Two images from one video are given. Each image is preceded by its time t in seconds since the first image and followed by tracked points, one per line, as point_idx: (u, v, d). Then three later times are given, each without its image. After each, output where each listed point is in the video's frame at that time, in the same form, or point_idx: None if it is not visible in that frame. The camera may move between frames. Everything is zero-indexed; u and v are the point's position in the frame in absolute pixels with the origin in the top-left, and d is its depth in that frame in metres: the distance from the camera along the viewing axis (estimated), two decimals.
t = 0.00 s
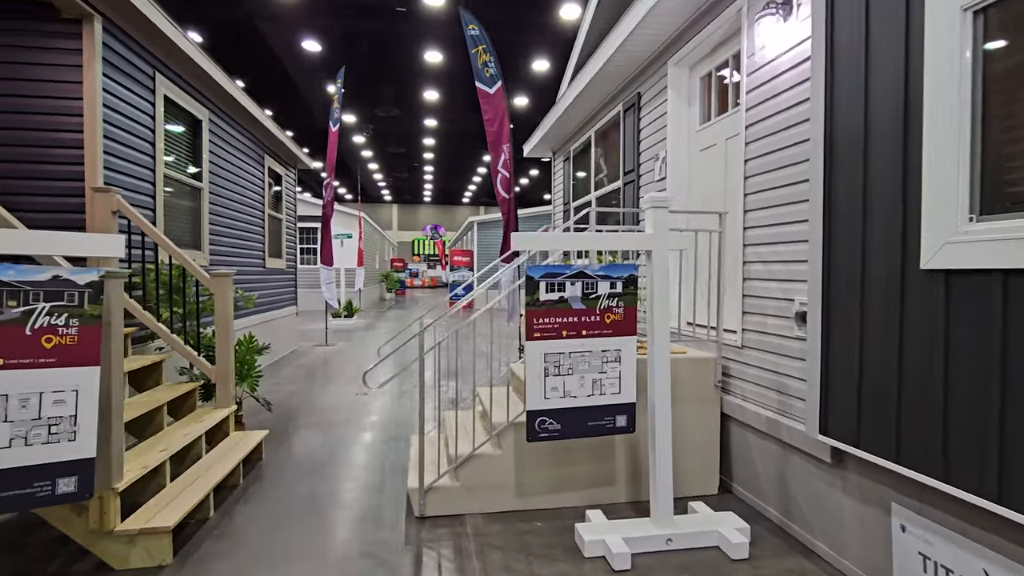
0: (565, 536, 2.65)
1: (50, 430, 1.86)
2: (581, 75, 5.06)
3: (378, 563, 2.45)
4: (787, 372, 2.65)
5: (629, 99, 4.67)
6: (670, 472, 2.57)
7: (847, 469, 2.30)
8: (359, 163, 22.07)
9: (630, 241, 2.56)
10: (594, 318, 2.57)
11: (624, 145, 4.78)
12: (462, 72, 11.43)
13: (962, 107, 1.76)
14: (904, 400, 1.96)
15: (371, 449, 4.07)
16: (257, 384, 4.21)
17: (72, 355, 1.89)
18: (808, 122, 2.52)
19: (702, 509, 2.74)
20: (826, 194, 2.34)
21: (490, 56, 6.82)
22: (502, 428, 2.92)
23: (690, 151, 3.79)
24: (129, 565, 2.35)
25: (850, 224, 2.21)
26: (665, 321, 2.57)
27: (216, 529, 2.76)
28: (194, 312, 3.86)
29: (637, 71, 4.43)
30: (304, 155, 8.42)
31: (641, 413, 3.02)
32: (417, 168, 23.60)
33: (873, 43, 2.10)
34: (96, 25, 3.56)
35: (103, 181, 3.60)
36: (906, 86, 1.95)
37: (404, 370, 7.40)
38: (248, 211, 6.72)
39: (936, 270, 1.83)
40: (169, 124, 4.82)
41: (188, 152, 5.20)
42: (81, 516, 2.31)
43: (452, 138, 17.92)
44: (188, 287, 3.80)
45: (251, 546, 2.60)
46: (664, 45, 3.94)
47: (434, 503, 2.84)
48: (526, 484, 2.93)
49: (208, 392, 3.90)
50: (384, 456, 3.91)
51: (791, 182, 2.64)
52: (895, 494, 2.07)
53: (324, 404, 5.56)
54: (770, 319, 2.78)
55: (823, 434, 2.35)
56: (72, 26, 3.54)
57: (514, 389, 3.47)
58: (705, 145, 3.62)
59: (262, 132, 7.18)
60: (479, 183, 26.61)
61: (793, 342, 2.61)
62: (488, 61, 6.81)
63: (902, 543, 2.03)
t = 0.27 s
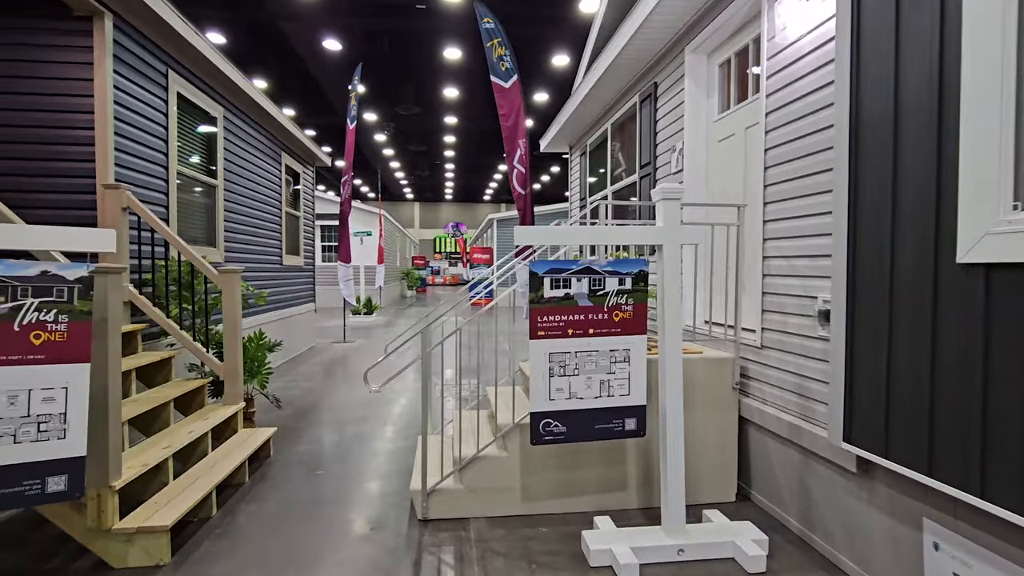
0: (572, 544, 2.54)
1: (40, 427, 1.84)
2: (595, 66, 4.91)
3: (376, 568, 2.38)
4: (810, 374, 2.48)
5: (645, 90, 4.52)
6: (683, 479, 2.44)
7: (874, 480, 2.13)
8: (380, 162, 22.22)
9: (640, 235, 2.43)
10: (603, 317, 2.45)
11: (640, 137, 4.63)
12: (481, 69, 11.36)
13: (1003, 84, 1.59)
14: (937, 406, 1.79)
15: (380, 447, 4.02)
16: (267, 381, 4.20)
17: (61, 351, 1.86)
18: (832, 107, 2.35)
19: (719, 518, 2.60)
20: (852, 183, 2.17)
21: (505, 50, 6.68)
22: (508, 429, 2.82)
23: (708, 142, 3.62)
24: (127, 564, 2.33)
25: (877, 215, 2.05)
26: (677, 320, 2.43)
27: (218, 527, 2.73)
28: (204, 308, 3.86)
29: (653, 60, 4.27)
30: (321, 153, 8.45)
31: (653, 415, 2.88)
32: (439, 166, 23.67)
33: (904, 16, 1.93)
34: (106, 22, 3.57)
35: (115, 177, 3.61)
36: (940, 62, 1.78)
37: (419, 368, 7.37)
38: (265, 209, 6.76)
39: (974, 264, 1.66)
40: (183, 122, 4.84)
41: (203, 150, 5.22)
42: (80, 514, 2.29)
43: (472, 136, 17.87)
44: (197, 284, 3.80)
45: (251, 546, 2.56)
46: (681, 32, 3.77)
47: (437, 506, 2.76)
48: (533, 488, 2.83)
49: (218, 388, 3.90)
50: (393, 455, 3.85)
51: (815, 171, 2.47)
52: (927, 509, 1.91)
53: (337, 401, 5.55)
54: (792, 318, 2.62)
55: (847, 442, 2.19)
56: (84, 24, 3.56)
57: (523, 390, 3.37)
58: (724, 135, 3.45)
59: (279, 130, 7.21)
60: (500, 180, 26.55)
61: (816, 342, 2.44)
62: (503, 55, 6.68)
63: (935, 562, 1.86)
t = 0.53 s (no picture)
0: (578, 550, 2.43)
1: (31, 422, 1.82)
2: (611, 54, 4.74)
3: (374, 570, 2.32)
4: (833, 375, 2.32)
5: (662, 78, 4.35)
6: (695, 485, 2.30)
7: (903, 490, 1.98)
8: (402, 160, 22.33)
9: (649, 227, 2.30)
10: (610, 313, 2.33)
11: (657, 127, 4.47)
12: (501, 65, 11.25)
13: None
14: (973, 411, 1.63)
15: (389, 444, 3.97)
16: (277, 376, 4.19)
17: (51, 345, 1.83)
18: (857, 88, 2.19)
19: (735, 526, 2.46)
20: (878, 169, 2.01)
21: (521, 43, 6.40)
22: (513, 429, 2.73)
23: (727, 130, 3.46)
24: (126, 560, 2.31)
25: (907, 203, 1.89)
26: (690, 317, 2.30)
27: (220, 523, 2.70)
28: (214, 303, 3.86)
29: (670, 47, 4.11)
30: (340, 150, 8.48)
31: (664, 417, 2.75)
32: (460, 163, 23.67)
33: None
34: (117, 18, 3.58)
35: (126, 173, 3.63)
36: (979, 33, 1.62)
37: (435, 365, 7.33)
38: (281, 205, 6.80)
39: (1016, 255, 1.50)
40: (198, 119, 4.87)
41: (219, 147, 5.25)
42: (80, 509, 2.28)
43: (493, 132, 17.78)
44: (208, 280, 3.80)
45: (250, 544, 2.53)
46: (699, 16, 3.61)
47: (440, 507, 2.69)
48: (540, 491, 2.73)
49: (227, 383, 3.90)
50: (401, 452, 3.80)
51: (840, 158, 2.31)
52: (961, 523, 1.75)
53: (351, 397, 5.54)
54: (814, 314, 2.46)
55: (873, 448, 2.04)
56: (96, 20, 3.58)
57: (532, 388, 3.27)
58: (744, 123, 3.28)
59: (296, 127, 7.24)
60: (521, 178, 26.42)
61: (840, 341, 2.28)
62: (519, 47, 6.39)
63: None
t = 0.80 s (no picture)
0: (582, 559, 2.33)
1: (16, 420, 1.78)
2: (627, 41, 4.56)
3: None
4: (858, 379, 2.16)
5: (680, 66, 4.17)
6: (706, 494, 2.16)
7: (933, 506, 1.81)
8: (422, 158, 22.36)
9: (658, 220, 2.16)
10: (616, 311, 2.21)
11: (674, 118, 4.30)
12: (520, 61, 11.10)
13: None
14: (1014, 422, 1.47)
15: (396, 443, 3.91)
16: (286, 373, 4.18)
17: (37, 342, 1.79)
18: (884, 68, 2.02)
19: (750, 538, 2.31)
20: (907, 156, 1.85)
21: (536, 35, 6.15)
22: (516, 431, 2.63)
23: (746, 119, 3.28)
24: (121, 558, 2.29)
25: (940, 192, 1.72)
26: (701, 315, 2.16)
27: (219, 523, 2.67)
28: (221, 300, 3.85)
29: (687, 33, 3.94)
30: (356, 146, 8.47)
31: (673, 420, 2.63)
32: (481, 160, 23.60)
33: None
34: (125, 14, 3.58)
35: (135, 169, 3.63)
36: None
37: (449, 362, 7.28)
38: (296, 202, 6.81)
39: None
40: (210, 116, 4.88)
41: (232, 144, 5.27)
42: (75, 506, 2.26)
43: (513, 129, 17.65)
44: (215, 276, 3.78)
45: (248, 544, 2.49)
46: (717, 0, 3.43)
47: (441, 510, 2.61)
48: (544, 495, 2.63)
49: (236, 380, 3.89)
50: (408, 451, 3.74)
51: (866, 145, 2.14)
52: (999, 544, 1.59)
53: (363, 394, 5.51)
54: (837, 313, 2.29)
55: (900, 460, 1.88)
56: (104, 16, 3.58)
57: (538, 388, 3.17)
58: (764, 111, 3.11)
59: (312, 124, 7.24)
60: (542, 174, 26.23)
61: (865, 342, 2.12)
62: (534, 40, 6.14)
63: None
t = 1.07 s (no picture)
0: (585, 568, 2.22)
1: (1, 416, 1.75)
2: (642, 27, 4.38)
3: None
4: (883, 382, 2.00)
5: (696, 53, 4.00)
6: (717, 503, 2.02)
7: (967, 522, 1.66)
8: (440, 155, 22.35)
9: (666, 212, 2.03)
10: (622, 308, 2.08)
11: (690, 107, 4.13)
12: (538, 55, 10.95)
13: None
14: None
15: (402, 441, 3.85)
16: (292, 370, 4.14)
17: (21, 337, 1.75)
18: (914, 45, 1.86)
19: (766, 549, 2.17)
20: (938, 140, 1.69)
21: (549, 26, 5.91)
22: (519, 432, 2.53)
23: (765, 107, 3.12)
24: (116, 557, 2.26)
25: (977, 179, 1.57)
26: (713, 312, 2.02)
27: (218, 521, 2.63)
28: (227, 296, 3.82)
29: (703, 18, 3.77)
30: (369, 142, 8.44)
31: (684, 422, 2.50)
32: (499, 157, 23.49)
33: None
34: (131, 8, 3.56)
35: (141, 164, 3.62)
36: None
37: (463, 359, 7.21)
38: (308, 198, 6.80)
39: None
40: (220, 112, 4.87)
41: (242, 139, 5.26)
42: (70, 504, 2.23)
43: (530, 125, 17.49)
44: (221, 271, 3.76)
45: (245, 544, 2.44)
46: None
47: (441, 513, 2.53)
48: (548, 500, 2.53)
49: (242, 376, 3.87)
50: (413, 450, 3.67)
51: (894, 130, 1.98)
52: None
53: (373, 390, 5.47)
54: (860, 311, 2.14)
55: (929, 471, 1.73)
56: (111, 10, 3.57)
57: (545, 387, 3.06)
58: (784, 98, 2.94)
59: (325, 120, 7.22)
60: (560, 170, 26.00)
61: (892, 343, 1.97)
62: (547, 31, 5.88)
63: None
